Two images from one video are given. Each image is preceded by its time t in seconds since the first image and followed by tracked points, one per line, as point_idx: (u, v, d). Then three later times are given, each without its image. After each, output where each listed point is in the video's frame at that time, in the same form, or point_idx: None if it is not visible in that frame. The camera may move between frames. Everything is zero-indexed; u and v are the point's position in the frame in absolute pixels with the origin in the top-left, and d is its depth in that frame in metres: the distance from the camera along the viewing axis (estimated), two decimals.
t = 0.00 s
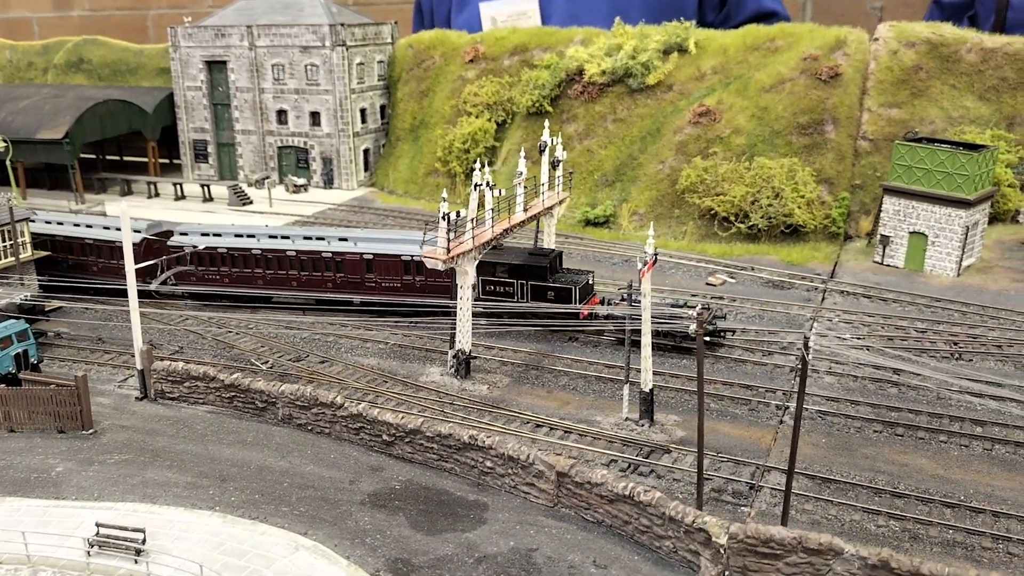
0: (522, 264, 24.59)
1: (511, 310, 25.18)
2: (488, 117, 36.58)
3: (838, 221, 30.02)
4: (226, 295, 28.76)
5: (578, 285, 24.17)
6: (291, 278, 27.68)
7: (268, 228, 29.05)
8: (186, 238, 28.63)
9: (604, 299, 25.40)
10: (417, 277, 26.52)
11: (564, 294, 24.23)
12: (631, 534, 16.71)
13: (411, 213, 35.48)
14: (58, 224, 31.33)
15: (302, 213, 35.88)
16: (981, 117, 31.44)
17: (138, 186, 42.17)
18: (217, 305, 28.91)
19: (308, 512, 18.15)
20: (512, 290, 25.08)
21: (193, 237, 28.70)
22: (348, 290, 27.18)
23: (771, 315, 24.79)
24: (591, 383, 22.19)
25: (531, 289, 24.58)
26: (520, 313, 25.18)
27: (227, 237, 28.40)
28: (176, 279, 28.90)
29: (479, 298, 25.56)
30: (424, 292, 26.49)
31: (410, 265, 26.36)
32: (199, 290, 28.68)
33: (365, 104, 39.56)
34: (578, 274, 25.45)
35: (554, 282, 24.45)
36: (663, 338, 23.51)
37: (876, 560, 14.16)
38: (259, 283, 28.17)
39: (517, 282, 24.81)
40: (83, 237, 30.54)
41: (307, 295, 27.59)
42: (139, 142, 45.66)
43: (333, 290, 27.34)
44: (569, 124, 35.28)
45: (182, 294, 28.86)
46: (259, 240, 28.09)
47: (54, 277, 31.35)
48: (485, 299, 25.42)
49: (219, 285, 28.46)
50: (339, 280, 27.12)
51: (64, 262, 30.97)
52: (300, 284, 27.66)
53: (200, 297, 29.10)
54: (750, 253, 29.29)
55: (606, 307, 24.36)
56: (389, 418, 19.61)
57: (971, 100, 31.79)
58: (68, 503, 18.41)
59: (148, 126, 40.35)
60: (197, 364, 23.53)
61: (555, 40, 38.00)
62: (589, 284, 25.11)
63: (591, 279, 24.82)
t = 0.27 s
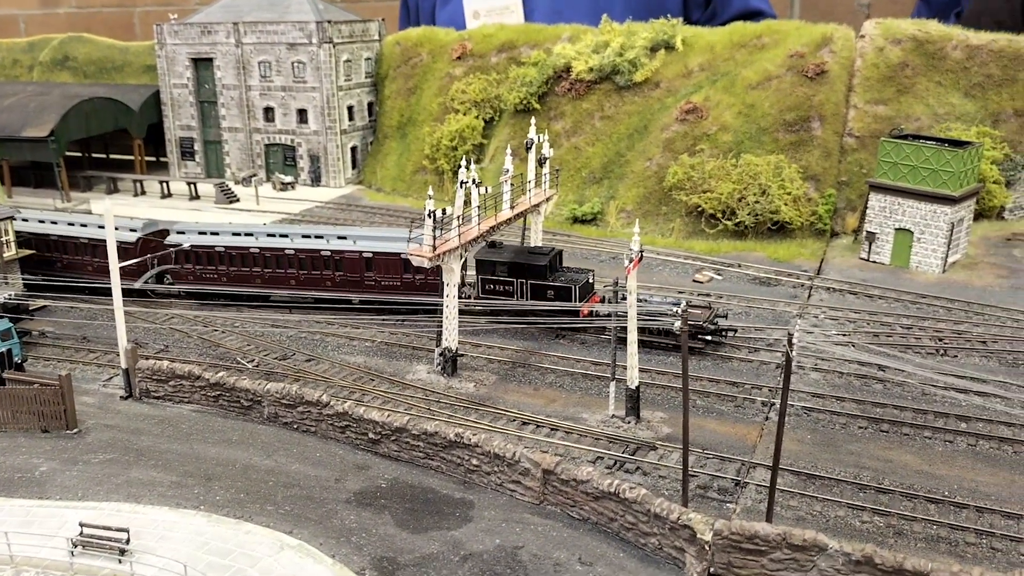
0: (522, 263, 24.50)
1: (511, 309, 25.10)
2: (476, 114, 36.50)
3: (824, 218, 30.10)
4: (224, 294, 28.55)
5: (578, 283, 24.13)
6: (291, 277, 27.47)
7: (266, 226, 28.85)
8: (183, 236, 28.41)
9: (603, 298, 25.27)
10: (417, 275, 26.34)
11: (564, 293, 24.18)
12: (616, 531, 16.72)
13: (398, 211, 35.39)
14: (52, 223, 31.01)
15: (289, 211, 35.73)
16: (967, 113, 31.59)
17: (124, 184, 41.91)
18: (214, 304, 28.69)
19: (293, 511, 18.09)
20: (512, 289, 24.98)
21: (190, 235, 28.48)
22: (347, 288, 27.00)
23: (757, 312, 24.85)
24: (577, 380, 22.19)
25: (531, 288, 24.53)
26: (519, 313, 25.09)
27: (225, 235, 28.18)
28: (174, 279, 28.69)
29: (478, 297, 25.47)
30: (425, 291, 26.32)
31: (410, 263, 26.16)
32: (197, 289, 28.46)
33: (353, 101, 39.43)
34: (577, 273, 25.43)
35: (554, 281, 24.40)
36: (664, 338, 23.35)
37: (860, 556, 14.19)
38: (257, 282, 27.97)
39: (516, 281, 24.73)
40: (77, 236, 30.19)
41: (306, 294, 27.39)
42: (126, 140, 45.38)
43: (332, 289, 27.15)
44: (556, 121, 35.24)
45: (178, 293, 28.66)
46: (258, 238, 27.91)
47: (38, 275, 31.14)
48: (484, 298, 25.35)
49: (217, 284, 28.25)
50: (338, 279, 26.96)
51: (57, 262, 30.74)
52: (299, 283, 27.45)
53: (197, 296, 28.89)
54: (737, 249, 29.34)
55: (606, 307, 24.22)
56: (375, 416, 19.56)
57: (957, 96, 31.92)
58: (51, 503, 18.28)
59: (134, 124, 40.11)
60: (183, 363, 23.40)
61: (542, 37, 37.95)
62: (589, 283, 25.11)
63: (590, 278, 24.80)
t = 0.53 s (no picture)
0: (525, 261, 24.28)
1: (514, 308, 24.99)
2: (465, 112, 36.41)
3: (814, 214, 30.14)
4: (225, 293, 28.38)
5: (582, 282, 24.00)
6: (291, 276, 27.34)
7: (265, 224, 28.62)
8: (184, 235, 28.21)
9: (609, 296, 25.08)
10: (419, 274, 26.18)
11: (567, 292, 24.07)
12: (606, 528, 16.72)
13: (388, 209, 35.30)
14: (49, 222, 30.73)
15: (278, 209, 35.58)
16: (956, 110, 31.67)
17: (113, 182, 41.69)
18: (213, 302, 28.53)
19: (282, 510, 18.03)
20: (515, 287, 24.82)
21: (190, 234, 28.28)
22: (349, 287, 26.89)
23: (747, 309, 24.88)
24: (567, 378, 22.18)
25: (534, 287, 24.40)
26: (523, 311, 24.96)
27: (225, 234, 27.98)
28: (173, 278, 28.52)
29: (481, 295, 25.36)
30: (427, 290, 26.23)
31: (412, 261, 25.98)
32: (197, 288, 28.30)
33: (343, 99, 39.28)
34: (580, 271, 25.29)
35: (558, 280, 24.25)
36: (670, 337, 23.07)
37: (848, 553, 14.22)
38: (258, 281, 27.83)
39: (519, 279, 24.58)
40: (75, 236, 29.90)
41: (307, 293, 27.28)
42: (114, 138, 45.12)
43: (334, 288, 27.03)
44: (546, 118, 35.18)
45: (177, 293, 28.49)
46: (259, 237, 27.72)
47: (26, 274, 30.94)
48: (487, 296, 25.23)
49: (218, 283, 28.09)
50: (340, 278, 26.83)
51: (54, 262, 30.51)
52: (301, 282, 27.34)
53: (197, 295, 28.75)
54: (727, 246, 29.37)
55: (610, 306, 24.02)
56: (364, 415, 19.50)
57: (946, 93, 32.00)
58: (38, 503, 18.17)
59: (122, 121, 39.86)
60: (171, 362, 23.30)
61: (532, 34, 37.87)
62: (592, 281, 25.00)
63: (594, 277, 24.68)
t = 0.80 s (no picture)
0: (528, 257, 23.90)
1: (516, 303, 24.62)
2: (455, 106, 36.30)
3: (803, 207, 30.13)
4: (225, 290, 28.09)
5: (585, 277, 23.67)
6: (292, 272, 27.02)
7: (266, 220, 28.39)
8: (183, 231, 28.00)
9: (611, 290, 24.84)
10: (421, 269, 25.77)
11: (570, 287, 23.74)
12: (593, 521, 16.69)
13: (378, 204, 35.20)
14: (46, 219, 30.44)
15: (267, 205, 35.45)
16: (944, 102, 31.72)
17: (101, 178, 41.46)
18: (213, 299, 28.27)
19: (268, 505, 17.96)
20: (517, 282, 24.47)
21: (189, 230, 28.08)
22: (350, 283, 26.61)
23: (735, 302, 24.88)
24: (556, 371, 22.13)
25: (536, 282, 24.05)
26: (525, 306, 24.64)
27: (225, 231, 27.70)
28: (173, 274, 28.27)
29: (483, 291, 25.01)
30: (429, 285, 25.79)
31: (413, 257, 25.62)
32: (197, 284, 28.03)
33: (332, 94, 39.14)
34: (583, 266, 24.91)
35: (560, 275, 23.90)
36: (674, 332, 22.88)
37: (835, 543, 14.23)
38: (258, 277, 27.41)
39: (521, 275, 24.22)
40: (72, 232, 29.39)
41: (308, 290, 26.96)
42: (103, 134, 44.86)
43: (335, 284, 26.74)
44: (536, 112, 35.10)
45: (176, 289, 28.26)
46: (259, 232, 27.43)
47: (13, 271, 30.76)
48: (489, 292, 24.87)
49: (218, 280, 27.68)
50: (341, 273, 26.57)
51: (51, 259, 30.06)
52: (301, 278, 27.01)
53: (197, 291, 28.49)
54: (716, 240, 29.36)
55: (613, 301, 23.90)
56: (351, 409, 19.43)
57: (935, 85, 32.04)
58: (24, 500, 18.05)
59: (111, 118, 39.66)
60: (158, 358, 23.19)
61: (521, 28, 37.79)
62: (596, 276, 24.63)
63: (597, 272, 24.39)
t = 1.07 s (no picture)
0: (528, 257, 23.76)
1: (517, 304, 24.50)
2: (442, 105, 36.21)
3: (789, 205, 30.20)
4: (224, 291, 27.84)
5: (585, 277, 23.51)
6: (291, 272, 26.81)
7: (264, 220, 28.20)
8: (180, 231, 27.70)
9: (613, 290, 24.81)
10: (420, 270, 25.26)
11: (570, 287, 23.67)
12: (578, 521, 16.69)
13: (364, 203, 35.10)
14: (41, 221, 30.03)
15: (253, 204, 35.30)
16: (930, 100, 31.83)
17: (87, 178, 41.18)
18: (212, 299, 28.08)
19: (253, 507, 17.89)
20: (518, 283, 24.36)
21: (187, 230, 27.78)
22: (349, 284, 26.42)
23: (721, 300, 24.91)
24: (542, 371, 22.11)
25: (537, 282, 23.92)
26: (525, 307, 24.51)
27: (223, 231, 27.42)
28: (172, 275, 27.95)
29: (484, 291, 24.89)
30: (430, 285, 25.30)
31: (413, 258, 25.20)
32: (195, 285, 27.80)
33: (318, 92, 38.99)
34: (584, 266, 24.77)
35: (561, 275, 23.80)
36: (674, 333, 22.93)
37: (818, 542, 14.27)
38: (256, 278, 27.22)
39: (522, 275, 24.10)
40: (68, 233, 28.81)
41: (307, 291, 26.75)
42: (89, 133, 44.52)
43: (334, 284, 26.54)
44: (523, 110, 35.05)
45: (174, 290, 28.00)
46: (257, 233, 27.24)
47: None
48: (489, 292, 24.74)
49: (217, 280, 27.43)
50: (340, 274, 26.35)
51: (47, 260, 29.67)
52: (300, 278, 26.79)
53: (196, 292, 28.24)
54: (703, 238, 29.41)
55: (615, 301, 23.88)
56: (337, 410, 19.38)
57: (920, 83, 32.15)
58: (6, 504, 17.93)
59: (96, 117, 39.38)
60: (143, 360, 23.07)
61: (507, 26, 37.74)
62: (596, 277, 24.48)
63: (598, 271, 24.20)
